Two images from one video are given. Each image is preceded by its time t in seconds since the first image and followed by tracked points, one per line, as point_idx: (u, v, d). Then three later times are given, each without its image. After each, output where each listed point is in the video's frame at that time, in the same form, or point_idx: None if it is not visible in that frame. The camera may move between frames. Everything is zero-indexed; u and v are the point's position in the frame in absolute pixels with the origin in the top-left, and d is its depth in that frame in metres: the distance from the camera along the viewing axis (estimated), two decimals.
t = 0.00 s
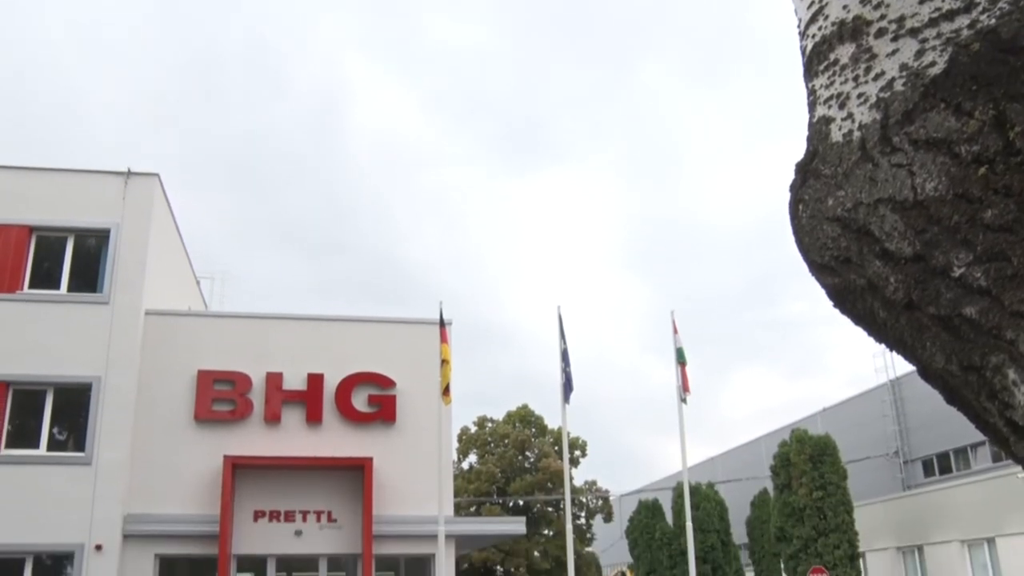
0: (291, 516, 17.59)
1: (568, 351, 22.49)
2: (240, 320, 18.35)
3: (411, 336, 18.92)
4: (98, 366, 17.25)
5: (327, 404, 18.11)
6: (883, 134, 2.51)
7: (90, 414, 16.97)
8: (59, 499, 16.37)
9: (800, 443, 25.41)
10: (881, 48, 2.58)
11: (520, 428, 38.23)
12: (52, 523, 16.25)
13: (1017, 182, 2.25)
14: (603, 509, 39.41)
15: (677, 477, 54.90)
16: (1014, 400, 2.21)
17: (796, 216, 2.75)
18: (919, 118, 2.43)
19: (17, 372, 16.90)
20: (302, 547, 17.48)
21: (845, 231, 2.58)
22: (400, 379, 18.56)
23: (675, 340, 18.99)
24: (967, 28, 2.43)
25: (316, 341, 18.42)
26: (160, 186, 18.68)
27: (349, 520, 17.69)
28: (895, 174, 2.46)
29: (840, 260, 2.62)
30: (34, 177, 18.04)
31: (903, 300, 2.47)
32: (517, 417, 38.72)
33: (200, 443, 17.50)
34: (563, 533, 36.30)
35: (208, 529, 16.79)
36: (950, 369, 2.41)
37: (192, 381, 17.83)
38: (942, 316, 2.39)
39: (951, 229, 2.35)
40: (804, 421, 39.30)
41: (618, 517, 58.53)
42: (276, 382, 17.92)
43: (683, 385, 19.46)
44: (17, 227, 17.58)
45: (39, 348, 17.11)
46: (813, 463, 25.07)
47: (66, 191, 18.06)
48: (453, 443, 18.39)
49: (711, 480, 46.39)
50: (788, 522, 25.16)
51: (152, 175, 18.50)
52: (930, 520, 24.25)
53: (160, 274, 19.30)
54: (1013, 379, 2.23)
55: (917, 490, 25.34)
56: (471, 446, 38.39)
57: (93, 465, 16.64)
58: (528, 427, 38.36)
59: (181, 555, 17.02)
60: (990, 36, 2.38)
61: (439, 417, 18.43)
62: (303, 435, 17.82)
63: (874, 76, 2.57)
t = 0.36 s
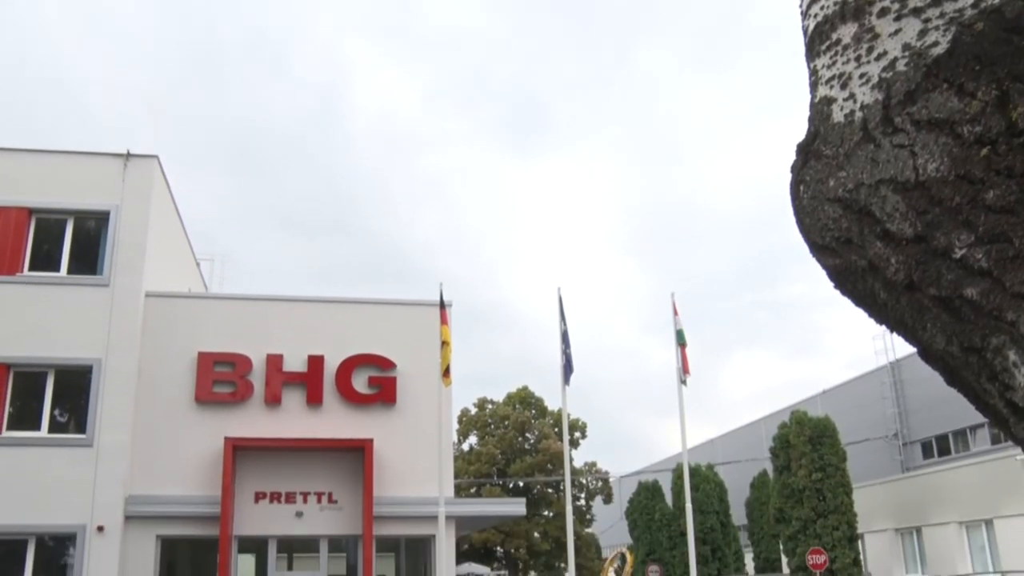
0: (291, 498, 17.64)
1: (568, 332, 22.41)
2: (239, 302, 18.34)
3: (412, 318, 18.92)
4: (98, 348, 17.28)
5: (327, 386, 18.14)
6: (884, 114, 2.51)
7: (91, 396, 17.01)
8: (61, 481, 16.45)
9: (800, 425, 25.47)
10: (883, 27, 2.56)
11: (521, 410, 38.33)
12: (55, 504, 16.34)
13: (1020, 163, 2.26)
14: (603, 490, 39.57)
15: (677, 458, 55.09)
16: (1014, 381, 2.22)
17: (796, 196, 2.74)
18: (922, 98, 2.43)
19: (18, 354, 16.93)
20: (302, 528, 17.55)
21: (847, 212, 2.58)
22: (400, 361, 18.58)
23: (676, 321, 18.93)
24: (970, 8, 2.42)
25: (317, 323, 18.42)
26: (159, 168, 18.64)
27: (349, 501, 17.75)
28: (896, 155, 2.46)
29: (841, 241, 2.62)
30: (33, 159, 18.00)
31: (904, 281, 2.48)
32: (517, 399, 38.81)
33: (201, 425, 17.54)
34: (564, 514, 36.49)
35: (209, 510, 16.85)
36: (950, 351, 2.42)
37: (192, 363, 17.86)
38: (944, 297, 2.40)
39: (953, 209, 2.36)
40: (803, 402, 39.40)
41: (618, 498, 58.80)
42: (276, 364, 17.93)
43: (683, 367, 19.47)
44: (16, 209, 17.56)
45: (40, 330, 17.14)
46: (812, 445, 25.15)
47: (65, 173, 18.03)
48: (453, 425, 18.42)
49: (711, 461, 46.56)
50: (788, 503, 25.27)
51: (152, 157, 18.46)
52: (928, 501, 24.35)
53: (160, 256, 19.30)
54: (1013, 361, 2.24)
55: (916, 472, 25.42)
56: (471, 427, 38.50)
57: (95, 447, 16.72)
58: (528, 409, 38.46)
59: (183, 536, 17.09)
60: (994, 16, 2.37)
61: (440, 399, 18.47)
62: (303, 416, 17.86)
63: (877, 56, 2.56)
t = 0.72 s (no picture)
0: (293, 480, 17.70)
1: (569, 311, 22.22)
2: (240, 283, 18.33)
3: (412, 299, 18.91)
4: (99, 330, 17.29)
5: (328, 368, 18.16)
6: (888, 95, 2.50)
7: (93, 378, 17.04)
8: (63, 463, 16.50)
9: (801, 407, 25.52)
10: (887, 7, 2.54)
11: (521, 392, 38.39)
12: (58, 486, 16.40)
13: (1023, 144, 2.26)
14: (603, 472, 39.67)
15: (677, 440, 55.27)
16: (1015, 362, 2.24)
17: (798, 178, 2.74)
18: (925, 79, 2.43)
19: (19, 336, 16.95)
20: (304, 510, 17.61)
21: (849, 193, 2.58)
22: (401, 342, 18.59)
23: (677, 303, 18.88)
24: None
25: (317, 305, 18.42)
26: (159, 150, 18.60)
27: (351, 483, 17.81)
28: (899, 137, 2.47)
29: (843, 223, 2.62)
30: (32, 141, 17.96)
31: (906, 263, 2.50)
32: (518, 380, 38.85)
33: (202, 407, 17.58)
34: (564, 496, 36.63)
35: (211, 492, 16.92)
36: (953, 332, 2.44)
37: (193, 345, 17.88)
38: (946, 279, 2.41)
39: (955, 190, 2.37)
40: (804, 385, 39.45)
41: (619, 480, 59.01)
42: (277, 346, 17.95)
43: (685, 349, 19.46)
44: (16, 191, 17.52)
45: (41, 312, 17.15)
46: (813, 427, 25.18)
47: (65, 155, 17.99)
48: (454, 407, 18.46)
49: (711, 443, 46.69)
50: (788, 486, 25.35)
51: (152, 139, 18.41)
52: (928, 484, 24.41)
53: (161, 238, 19.28)
54: (1015, 343, 2.25)
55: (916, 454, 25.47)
56: (471, 409, 38.57)
57: (97, 429, 16.77)
58: (529, 390, 38.50)
59: (185, 518, 17.16)
60: None
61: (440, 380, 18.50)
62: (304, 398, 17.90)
63: (880, 36, 2.55)
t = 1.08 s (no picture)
0: (294, 463, 17.74)
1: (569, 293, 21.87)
2: (240, 267, 18.32)
3: (413, 284, 18.88)
4: (100, 314, 17.30)
5: (329, 352, 18.17)
6: (891, 77, 2.49)
7: (94, 362, 17.07)
8: (64, 447, 16.55)
9: (801, 391, 25.57)
10: None
11: (522, 375, 38.47)
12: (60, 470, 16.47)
13: None
14: (603, 456, 39.79)
15: (677, 424, 55.45)
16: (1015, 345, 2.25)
17: (801, 161, 2.73)
18: (928, 61, 2.43)
19: (19, 320, 16.96)
20: (305, 493, 17.66)
21: (850, 176, 2.58)
22: (401, 326, 18.60)
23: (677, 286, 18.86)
24: None
25: (318, 289, 18.41)
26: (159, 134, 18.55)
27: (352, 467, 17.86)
28: (901, 119, 2.47)
29: (845, 206, 2.62)
30: (32, 125, 17.92)
31: (908, 246, 2.50)
32: (518, 364, 38.91)
33: (203, 390, 17.61)
34: (564, 480, 36.77)
35: (213, 476, 16.97)
36: (953, 316, 2.45)
37: (194, 329, 17.88)
38: (948, 262, 2.42)
39: (957, 173, 2.38)
40: (804, 369, 39.52)
41: (619, 464, 59.23)
42: (277, 330, 17.95)
43: (685, 333, 19.45)
44: (17, 175, 17.50)
45: (41, 296, 17.16)
46: (812, 411, 25.23)
47: (65, 140, 17.95)
48: (454, 390, 18.48)
49: (711, 427, 46.80)
50: (787, 470, 25.43)
51: (151, 123, 18.36)
52: (928, 469, 24.44)
53: (161, 222, 19.27)
54: (1015, 326, 2.27)
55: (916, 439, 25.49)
56: (472, 393, 38.65)
57: (98, 413, 16.81)
58: (529, 374, 38.60)
59: (187, 502, 17.22)
60: None
61: (440, 364, 18.50)
62: (305, 381, 17.92)
63: (883, 18, 2.53)
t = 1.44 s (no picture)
0: (293, 446, 17.78)
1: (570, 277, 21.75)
2: (239, 250, 18.29)
3: (412, 267, 18.86)
4: (100, 297, 17.31)
5: (328, 335, 18.17)
6: (892, 58, 2.50)
7: (94, 345, 17.10)
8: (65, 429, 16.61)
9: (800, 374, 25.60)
10: None
11: (521, 358, 38.47)
12: (61, 452, 16.53)
13: None
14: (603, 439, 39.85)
15: (677, 407, 55.51)
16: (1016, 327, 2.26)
17: (801, 142, 2.71)
18: (931, 42, 2.44)
19: (19, 303, 16.97)
20: (305, 476, 17.72)
21: (852, 157, 2.57)
22: (401, 308, 18.59)
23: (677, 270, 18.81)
24: None
25: (317, 272, 18.39)
26: (157, 117, 18.47)
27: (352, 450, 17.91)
28: (903, 100, 2.47)
29: (845, 188, 2.61)
30: (30, 108, 17.85)
31: (908, 229, 2.50)
32: (518, 347, 38.92)
33: (203, 373, 17.62)
34: (564, 462, 36.86)
35: (213, 459, 17.01)
36: (953, 299, 2.46)
37: (194, 313, 17.87)
38: (948, 245, 2.43)
39: (959, 155, 2.38)
40: (803, 352, 39.55)
41: (618, 447, 59.37)
42: (277, 313, 17.94)
43: (684, 316, 19.45)
44: (15, 158, 17.45)
45: (41, 280, 17.16)
46: (811, 394, 25.27)
47: (63, 122, 17.89)
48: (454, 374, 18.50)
49: (710, 410, 46.89)
50: (786, 452, 25.51)
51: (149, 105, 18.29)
52: (926, 452, 24.49)
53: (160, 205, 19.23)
54: (1016, 308, 2.27)
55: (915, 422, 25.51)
56: (472, 375, 38.67)
57: (98, 396, 16.86)
58: (529, 357, 38.60)
59: (188, 484, 17.28)
60: None
61: (440, 347, 18.51)
62: (305, 364, 17.93)
63: None
